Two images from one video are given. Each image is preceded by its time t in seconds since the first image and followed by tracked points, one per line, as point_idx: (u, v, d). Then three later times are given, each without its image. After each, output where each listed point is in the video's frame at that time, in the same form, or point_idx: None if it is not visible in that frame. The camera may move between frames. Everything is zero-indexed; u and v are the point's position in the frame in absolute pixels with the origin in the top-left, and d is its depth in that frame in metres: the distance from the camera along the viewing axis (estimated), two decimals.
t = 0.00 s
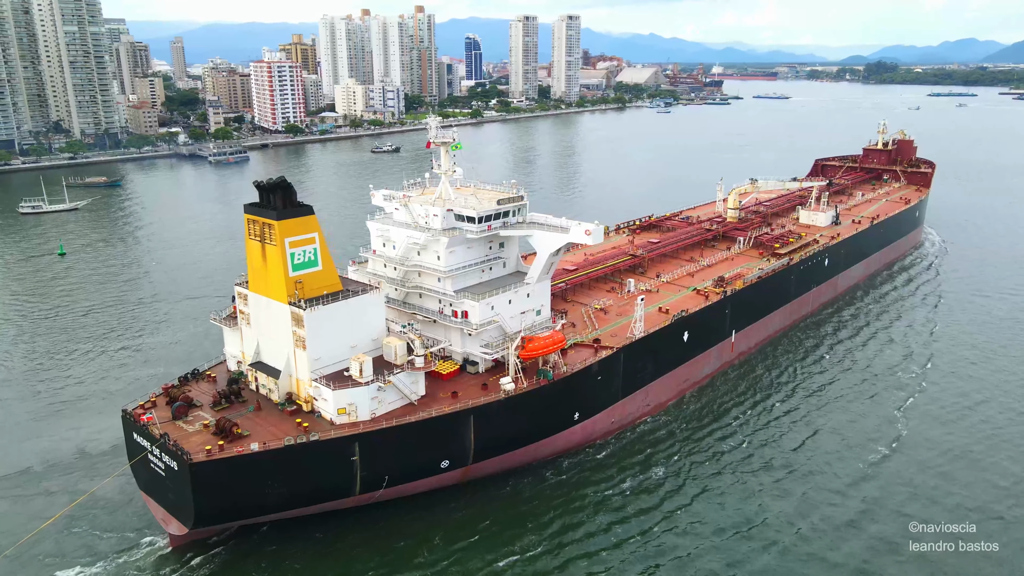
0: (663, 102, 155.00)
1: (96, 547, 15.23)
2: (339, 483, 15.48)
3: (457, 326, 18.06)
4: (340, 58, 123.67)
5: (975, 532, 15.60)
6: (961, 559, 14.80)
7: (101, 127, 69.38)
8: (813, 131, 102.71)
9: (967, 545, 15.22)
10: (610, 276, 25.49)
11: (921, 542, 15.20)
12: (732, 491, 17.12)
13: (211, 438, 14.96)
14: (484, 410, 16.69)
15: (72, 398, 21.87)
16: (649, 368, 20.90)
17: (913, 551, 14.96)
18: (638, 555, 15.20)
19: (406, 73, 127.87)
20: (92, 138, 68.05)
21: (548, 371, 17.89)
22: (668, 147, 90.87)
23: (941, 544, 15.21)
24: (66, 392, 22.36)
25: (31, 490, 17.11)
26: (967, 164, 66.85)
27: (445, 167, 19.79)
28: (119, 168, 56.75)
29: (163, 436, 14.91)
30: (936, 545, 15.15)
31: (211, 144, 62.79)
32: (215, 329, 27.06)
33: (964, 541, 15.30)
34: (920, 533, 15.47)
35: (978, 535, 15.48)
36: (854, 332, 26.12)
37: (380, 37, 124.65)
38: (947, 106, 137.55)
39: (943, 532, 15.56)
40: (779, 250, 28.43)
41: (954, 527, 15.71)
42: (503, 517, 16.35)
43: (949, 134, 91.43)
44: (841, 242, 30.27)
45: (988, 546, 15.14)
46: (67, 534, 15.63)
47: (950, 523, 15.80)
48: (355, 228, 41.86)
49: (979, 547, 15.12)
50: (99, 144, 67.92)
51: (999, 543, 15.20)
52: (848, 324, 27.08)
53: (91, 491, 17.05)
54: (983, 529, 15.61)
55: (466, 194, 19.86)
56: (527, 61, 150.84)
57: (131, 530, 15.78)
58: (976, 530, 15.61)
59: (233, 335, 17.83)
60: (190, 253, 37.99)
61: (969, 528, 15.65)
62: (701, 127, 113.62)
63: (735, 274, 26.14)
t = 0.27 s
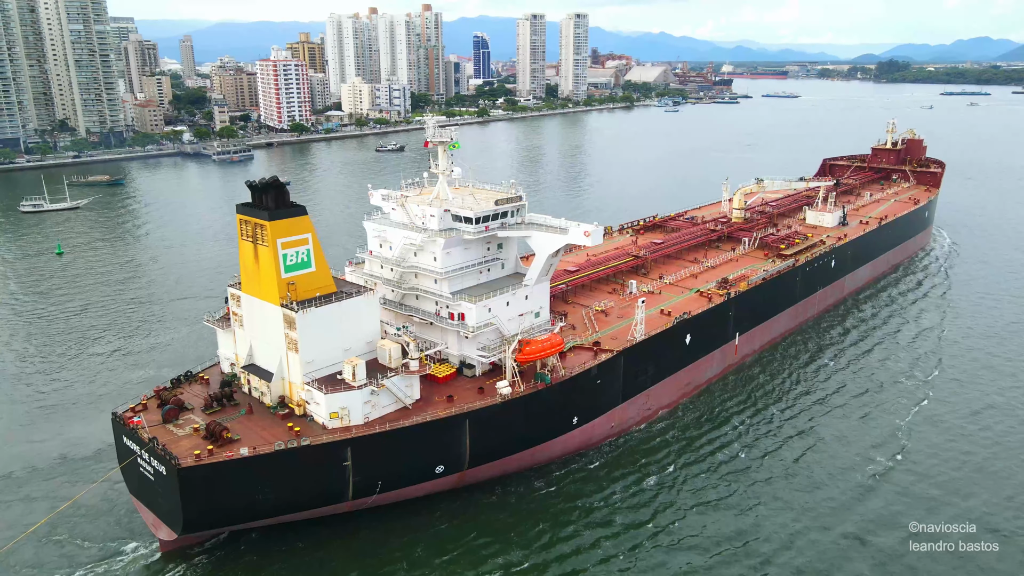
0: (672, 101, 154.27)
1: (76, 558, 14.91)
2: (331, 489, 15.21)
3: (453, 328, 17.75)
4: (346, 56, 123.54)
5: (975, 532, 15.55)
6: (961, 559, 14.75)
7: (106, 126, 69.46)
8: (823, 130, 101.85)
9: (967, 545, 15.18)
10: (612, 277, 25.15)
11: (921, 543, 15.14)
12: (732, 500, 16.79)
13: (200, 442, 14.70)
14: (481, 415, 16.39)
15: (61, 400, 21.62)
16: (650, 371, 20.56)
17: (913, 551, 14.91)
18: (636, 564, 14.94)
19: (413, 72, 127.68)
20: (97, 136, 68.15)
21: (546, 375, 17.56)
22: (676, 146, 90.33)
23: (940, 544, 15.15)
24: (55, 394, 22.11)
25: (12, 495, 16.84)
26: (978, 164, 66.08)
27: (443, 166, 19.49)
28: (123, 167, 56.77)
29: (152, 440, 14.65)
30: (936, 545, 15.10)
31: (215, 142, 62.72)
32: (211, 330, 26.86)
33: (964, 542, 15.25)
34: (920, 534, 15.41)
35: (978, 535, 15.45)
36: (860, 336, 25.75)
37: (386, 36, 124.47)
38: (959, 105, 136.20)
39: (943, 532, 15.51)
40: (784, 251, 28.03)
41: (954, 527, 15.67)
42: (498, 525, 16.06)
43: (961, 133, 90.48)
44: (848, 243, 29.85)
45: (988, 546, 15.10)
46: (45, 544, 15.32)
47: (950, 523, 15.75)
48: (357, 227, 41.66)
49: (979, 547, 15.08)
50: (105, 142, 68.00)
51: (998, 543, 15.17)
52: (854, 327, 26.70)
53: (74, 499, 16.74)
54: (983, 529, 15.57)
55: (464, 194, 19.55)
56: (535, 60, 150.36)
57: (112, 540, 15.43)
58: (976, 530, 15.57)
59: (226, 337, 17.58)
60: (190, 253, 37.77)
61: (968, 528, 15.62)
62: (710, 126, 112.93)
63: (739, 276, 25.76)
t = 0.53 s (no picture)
0: (680, 100, 153.60)
1: (54, 568, 14.51)
2: (323, 495, 14.92)
3: (449, 331, 17.45)
4: (353, 55, 123.44)
5: (976, 532, 15.51)
6: (961, 559, 14.72)
7: (111, 124, 69.51)
8: (832, 129, 101.09)
9: (966, 545, 15.16)
10: (614, 278, 24.80)
11: (922, 543, 15.10)
12: (733, 508, 16.45)
13: (189, 446, 14.45)
14: (476, 419, 16.10)
15: (49, 402, 21.33)
16: (650, 375, 20.20)
17: (914, 552, 14.88)
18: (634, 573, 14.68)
19: (419, 71, 127.52)
20: (102, 135, 68.26)
21: (543, 379, 17.23)
22: (683, 145, 89.80)
23: (941, 544, 15.12)
24: (44, 396, 21.81)
25: None
26: (989, 164, 65.37)
27: (440, 166, 19.18)
28: (127, 165, 56.79)
29: (140, 444, 14.40)
30: (936, 545, 15.07)
31: (219, 141, 62.66)
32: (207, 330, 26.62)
33: (964, 541, 15.22)
34: (920, 534, 15.36)
35: (978, 535, 15.41)
36: (866, 338, 25.37)
37: (393, 34, 124.35)
38: (971, 104, 134.92)
39: (943, 532, 15.47)
40: (789, 252, 27.61)
41: (953, 527, 15.63)
42: (495, 532, 15.77)
43: (972, 133, 89.55)
44: (854, 244, 29.42)
45: (988, 545, 15.07)
46: (23, 552, 14.94)
47: (950, 523, 15.70)
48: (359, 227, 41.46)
49: (979, 547, 15.05)
50: (110, 141, 68.08)
51: (998, 543, 15.13)
52: (860, 329, 26.32)
53: (55, 507, 16.33)
54: (983, 529, 15.53)
55: (462, 194, 19.23)
56: (542, 58, 149.93)
57: (89, 550, 15.02)
58: (976, 530, 15.54)
59: (219, 339, 17.32)
60: (190, 252, 37.55)
61: (968, 527, 15.58)
62: (718, 126, 112.30)
63: (744, 277, 25.38)
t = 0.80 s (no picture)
0: (688, 99, 152.82)
1: None
2: (314, 501, 14.67)
3: (445, 334, 17.17)
4: (359, 53, 123.18)
5: (976, 532, 15.50)
6: (961, 560, 14.71)
7: (115, 122, 69.48)
8: (841, 128, 100.27)
9: (966, 545, 15.15)
10: (616, 280, 24.45)
11: (921, 542, 15.10)
12: (734, 517, 16.13)
13: (178, 451, 14.20)
14: (472, 424, 15.81)
15: (37, 403, 21.04)
16: (651, 379, 19.86)
17: (913, 551, 14.90)
18: None
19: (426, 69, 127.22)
20: (107, 133, 68.24)
21: (540, 383, 16.91)
22: (690, 144, 89.25)
23: (941, 544, 15.13)
24: (37, 396, 21.60)
25: None
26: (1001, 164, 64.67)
27: (437, 165, 18.88)
28: (131, 164, 56.71)
29: (128, 449, 14.15)
30: (936, 546, 15.06)
31: (223, 140, 62.49)
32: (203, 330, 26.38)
33: (964, 541, 15.23)
34: (920, 533, 15.37)
35: (978, 535, 15.40)
36: (872, 342, 25.00)
37: (400, 33, 124.11)
38: (984, 104, 133.65)
39: (943, 532, 15.47)
40: (794, 253, 27.20)
41: (953, 527, 15.61)
42: (490, 540, 15.50)
43: (983, 132, 88.64)
44: (861, 245, 28.99)
45: (988, 545, 15.07)
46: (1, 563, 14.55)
47: (950, 523, 15.69)
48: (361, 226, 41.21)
49: (978, 547, 15.04)
50: (114, 139, 68.04)
51: (998, 543, 15.13)
52: (866, 332, 25.94)
53: (35, 517, 15.90)
54: (983, 529, 15.52)
55: (459, 194, 18.93)
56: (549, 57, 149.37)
57: (64, 562, 14.55)
58: (976, 530, 15.53)
59: (212, 341, 17.07)
60: (192, 251, 37.42)
61: (968, 527, 15.56)
62: (725, 125, 111.65)
63: (748, 279, 24.99)
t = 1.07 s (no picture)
0: (696, 98, 152.05)
1: None
2: (303, 508, 14.39)
3: (440, 336, 16.86)
4: (366, 52, 123.07)
5: (975, 532, 15.34)
6: (962, 560, 14.55)
7: (120, 121, 69.53)
8: (851, 128, 99.41)
9: (966, 545, 14.97)
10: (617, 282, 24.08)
11: (921, 543, 14.91)
12: (733, 525, 15.75)
13: (167, 456, 13.95)
14: (466, 429, 15.50)
15: (28, 406, 20.83)
16: (651, 383, 19.50)
17: (913, 551, 14.71)
18: None
19: (432, 68, 127.04)
20: (112, 132, 68.29)
21: (537, 387, 16.58)
22: (697, 144, 88.70)
23: (941, 544, 14.94)
24: (30, 397, 21.45)
25: None
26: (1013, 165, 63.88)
27: (434, 165, 18.55)
28: (135, 163, 56.67)
29: (116, 453, 13.90)
30: (936, 545, 14.89)
31: (227, 139, 62.40)
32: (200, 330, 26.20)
33: (964, 541, 15.05)
34: (920, 533, 15.19)
35: (978, 535, 15.23)
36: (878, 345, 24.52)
37: (407, 32, 124.08)
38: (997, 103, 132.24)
39: (943, 532, 15.27)
40: (800, 255, 26.76)
41: (953, 527, 15.42)
42: (483, 547, 15.17)
43: (995, 132, 87.63)
44: (868, 246, 28.54)
45: (989, 546, 14.90)
46: None
47: (950, 523, 15.49)
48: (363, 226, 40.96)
49: (979, 547, 14.88)
50: (119, 138, 68.05)
51: (999, 543, 14.97)
52: (872, 335, 25.49)
53: (15, 525, 15.55)
54: (983, 529, 15.38)
55: (456, 194, 18.62)
56: (557, 55, 148.93)
57: (39, 573, 14.14)
58: (976, 530, 15.37)
59: (204, 344, 16.82)
60: (192, 250, 37.30)
61: (968, 528, 15.40)
62: (734, 124, 110.97)
63: (751, 281, 24.59)
